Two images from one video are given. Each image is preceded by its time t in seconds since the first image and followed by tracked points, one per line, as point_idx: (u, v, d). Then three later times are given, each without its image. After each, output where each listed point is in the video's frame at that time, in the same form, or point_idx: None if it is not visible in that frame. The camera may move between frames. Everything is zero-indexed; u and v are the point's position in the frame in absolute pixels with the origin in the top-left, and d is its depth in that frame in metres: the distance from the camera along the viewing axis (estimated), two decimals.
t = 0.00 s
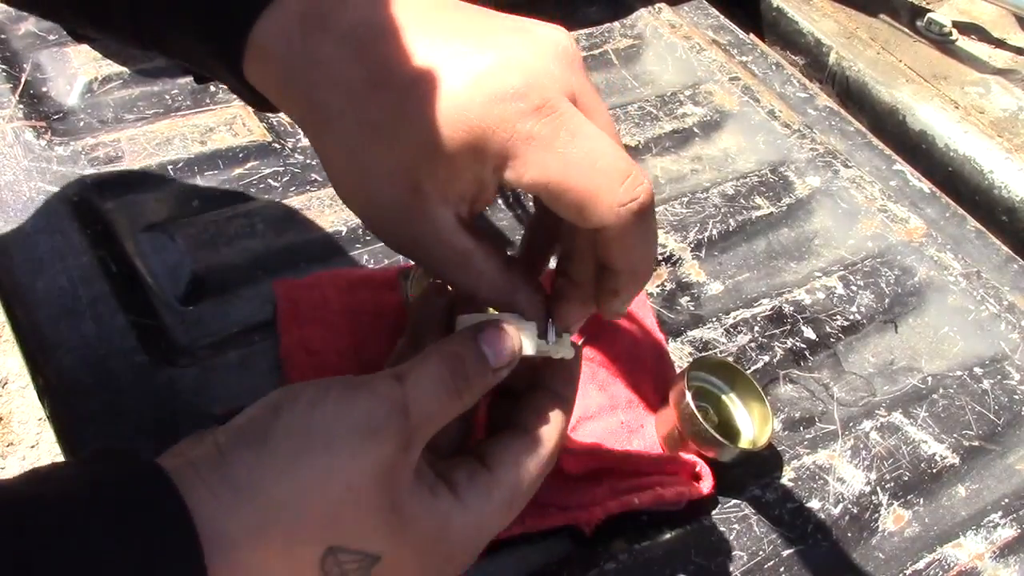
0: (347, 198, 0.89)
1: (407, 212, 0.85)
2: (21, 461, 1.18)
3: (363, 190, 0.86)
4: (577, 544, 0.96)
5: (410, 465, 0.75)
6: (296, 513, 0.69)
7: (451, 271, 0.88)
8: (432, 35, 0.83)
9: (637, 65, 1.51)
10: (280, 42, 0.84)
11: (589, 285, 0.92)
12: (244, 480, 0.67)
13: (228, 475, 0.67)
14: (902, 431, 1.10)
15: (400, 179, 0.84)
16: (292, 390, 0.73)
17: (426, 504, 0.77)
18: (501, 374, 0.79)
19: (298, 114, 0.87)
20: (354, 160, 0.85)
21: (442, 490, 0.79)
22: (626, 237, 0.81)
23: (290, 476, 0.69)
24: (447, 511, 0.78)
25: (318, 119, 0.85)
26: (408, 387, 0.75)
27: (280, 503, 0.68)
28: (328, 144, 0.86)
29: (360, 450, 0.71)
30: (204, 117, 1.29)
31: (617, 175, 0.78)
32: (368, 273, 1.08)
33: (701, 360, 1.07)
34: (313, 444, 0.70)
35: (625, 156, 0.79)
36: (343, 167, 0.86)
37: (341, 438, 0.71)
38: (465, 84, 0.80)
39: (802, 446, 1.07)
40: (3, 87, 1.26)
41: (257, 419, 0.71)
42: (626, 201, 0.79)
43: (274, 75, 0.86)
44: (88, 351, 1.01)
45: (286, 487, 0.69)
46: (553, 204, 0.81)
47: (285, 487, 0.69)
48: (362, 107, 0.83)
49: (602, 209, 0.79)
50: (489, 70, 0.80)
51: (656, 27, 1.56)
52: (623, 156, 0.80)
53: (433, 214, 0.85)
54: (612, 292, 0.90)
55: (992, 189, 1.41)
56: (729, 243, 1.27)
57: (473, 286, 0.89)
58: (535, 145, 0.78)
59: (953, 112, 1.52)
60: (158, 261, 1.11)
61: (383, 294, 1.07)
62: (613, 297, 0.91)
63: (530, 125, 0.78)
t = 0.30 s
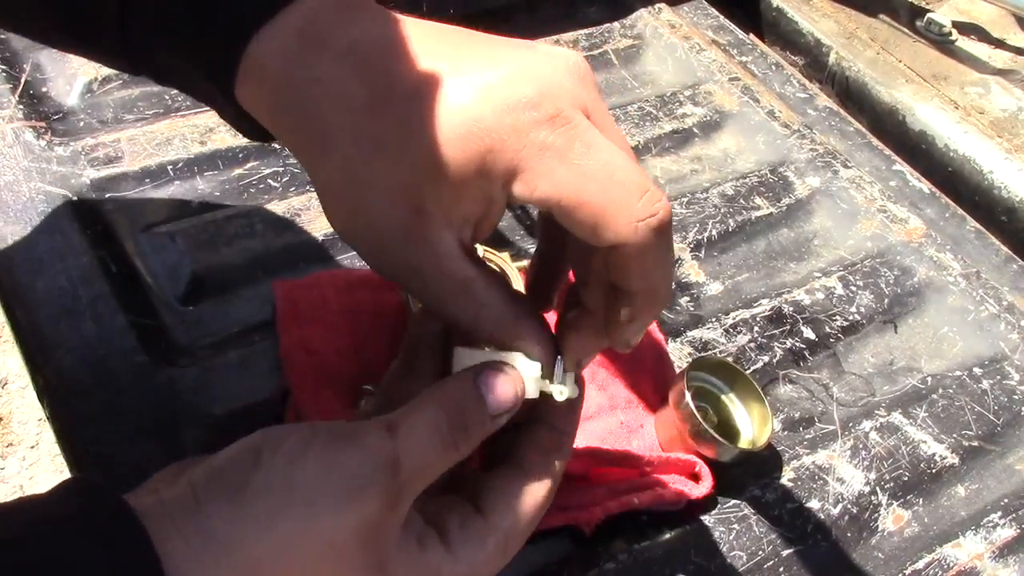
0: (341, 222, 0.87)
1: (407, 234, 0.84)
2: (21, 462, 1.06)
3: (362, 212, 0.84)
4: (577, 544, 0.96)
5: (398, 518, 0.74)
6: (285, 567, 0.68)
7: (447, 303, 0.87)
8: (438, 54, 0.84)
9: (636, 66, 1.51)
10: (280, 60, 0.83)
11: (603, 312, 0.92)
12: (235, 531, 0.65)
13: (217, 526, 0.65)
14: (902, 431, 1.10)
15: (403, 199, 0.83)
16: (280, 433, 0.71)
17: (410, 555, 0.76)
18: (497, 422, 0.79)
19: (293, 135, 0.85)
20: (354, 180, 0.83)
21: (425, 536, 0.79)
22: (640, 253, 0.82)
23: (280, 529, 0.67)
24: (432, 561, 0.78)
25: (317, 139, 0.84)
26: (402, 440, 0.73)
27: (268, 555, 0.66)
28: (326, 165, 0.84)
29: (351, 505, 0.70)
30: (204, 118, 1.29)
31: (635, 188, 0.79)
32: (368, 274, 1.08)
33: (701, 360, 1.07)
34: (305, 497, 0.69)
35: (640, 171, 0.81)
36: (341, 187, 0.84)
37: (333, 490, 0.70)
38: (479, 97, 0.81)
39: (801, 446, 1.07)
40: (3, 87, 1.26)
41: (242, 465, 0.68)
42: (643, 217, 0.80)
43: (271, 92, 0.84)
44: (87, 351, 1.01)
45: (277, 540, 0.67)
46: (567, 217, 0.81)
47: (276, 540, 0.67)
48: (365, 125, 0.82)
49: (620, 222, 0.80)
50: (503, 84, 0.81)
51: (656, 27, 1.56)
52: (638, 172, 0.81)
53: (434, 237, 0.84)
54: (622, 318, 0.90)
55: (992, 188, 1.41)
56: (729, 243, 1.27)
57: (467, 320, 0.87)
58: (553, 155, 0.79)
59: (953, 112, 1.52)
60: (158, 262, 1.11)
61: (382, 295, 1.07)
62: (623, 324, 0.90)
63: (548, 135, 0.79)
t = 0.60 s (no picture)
0: (348, 213, 0.85)
1: (418, 220, 0.82)
2: (20, 462, 1.13)
3: (371, 197, 0.82)
4: (577, 544, 0.96)
5: (393, 494, 0.76)
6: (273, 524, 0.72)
7: (456, 293, 0.85)
8: (452, 48, 0.85)
9: (636, 65, 1.51)
10: (293, 45, 0.82)
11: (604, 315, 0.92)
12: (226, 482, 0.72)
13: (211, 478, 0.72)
14: (902, 431, 1.10)
15: (416, 183, 0.81)
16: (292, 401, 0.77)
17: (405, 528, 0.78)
18: (507, 423, 0.79)
19: (303, 123, 0.84)
20: (366, 165, 0.82)
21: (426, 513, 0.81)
22: (647, 258, 0.84)
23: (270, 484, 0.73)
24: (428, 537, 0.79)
25: (329, 124, 0.82)
26: (407, 413, 0.76)
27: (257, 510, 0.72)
28: (336, 149, 0.83)
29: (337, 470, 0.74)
30: (204, 117, 1.29)
31: (648, 188, 0.81)
32: (368, 273, 1.08)
33: (701, 360, 1.07)
34: (296, 455, 0.74)
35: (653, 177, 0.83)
36: (351, 173, 0.83)
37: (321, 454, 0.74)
38: (498, 86, 0.81)
39: (801, 446, 1.07)
40: (3, 87, 1.26)
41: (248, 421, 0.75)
42: (652, 219, 0.81)
43: (284, 76, 0.83)
44: (87, 351, 1.01)
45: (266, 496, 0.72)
46: (578, 214, 0.82)
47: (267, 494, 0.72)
48: (380, 109, 0.81)
49: (632, 219, 0.81)
50: (523, 74, 0.82)
51: (656, 27, 1.56)
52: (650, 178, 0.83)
53: (446, 222, 0.82)
54: (618, 320, 0.89)
55: (992, 188, 1.41)
56: (729, 243, 1.27)
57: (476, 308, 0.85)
58: (575, 146, 0.80)
59: (953, 112, 1.52)
60: (158, 262, 1.11)
61: (382, 295, 1.07)
62: (619, 325, 0.89)
63: (572, 125, 0.80)
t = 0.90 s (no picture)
0: (356, 210, 0.85)
1: (430, 211, 0.82)
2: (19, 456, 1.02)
3: (383, 188, 0.82)
4: (577, 543, 0.96)
5: (387, 476, 0.76)
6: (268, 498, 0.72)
7: (463, 288, 0.84)
8: (454, 50, 0.88)
9: (636, 65, 1.51)
10: (304, 40, 0.83)
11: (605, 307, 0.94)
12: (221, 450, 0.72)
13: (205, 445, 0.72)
14: (902, 431, 1.10)
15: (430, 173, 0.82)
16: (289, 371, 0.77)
17: (396, 514, 0.78)
18: (511, 421, 0.78)
19: (309, 122, 0.85)
20: (378, 158, 0.82)
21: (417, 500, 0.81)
22: (654, 248, 0.87)
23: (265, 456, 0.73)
24: (418, 527, 0.79)
25: (339, 119, 0.83)
26: (407, 398, 0.76)
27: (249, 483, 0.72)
28: (347, 141, 0.83)
29: (333, 446, 0.74)
30: (204, 117, 1.29)
31: (656, 179, 0.86)
32: (367, 272, 1.08)
33: (701, 360, 1.07)
34: (293, 427, 0.74)
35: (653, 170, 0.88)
36: (362, 166, 0.82)
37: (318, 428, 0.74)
38: (512, 81, 0.85)
39: (802, 446, 1.07)
40: (3, 87, 1.26)
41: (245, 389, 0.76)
42: (660, 208, 0.85)
43: (292, 73, 0.83)
44: (88, 350, 1.01)
45: (260, 468, 0.72)
46: (589, 203, 0.85)
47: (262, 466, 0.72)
48: (393, 101, 0.82)
49: (642, 208, 0.85)
50: (531, 72, 0.86)
51: (656, 27, 1.56)
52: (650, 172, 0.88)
53: (458, 212, 0.83)
54: (622, 312, 0.91)
55: (992, 188, 1.41)
56: (729, 243, 1.27)
57: (483, 304, 0.84)
58: (588, 136, 0.84)
59: (952, 112, 1.53)
60: (158, 261, 1.11)
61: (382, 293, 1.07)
62: (622, 317, 0.91)
63: (585, 115, 0.85)
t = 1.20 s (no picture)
0: (344, 222, 0.83)
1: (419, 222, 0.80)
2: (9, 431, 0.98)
3: (370, 204, 0.80)
4: (576, 543, 0.96)
5: (381, 511, 0.77)
6: (270, 532, 0.72)
7: (456, 308, 0.82)
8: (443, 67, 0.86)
9: (636, 66, 1.51)
10: (291, 59, 0.83)
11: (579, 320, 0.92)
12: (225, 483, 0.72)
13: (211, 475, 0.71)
14: (902, 431, 1.10)
15: (418, 189, 0.80)
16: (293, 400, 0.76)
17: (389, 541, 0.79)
18: (502, 458, 0.79)
19: (299, 136, 0.84)
20: (367, 167, 0.80)
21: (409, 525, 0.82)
22: (634, 271, 0.84)
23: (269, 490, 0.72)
24: (409, 549, 0.80)
25: (328, 131, 0.82)
26: (409, 441, 0.76)
27: (251, 518, 0.72)
28: (334, 156, 0.81)
29: (332, 486, 0.74)
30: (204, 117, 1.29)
31: (636, 202, 0.82)
32: (368, 273, 1.08)
33: (701, 360, 1.07)
34: (299, 467, 0.73)
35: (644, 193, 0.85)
36: (349, 182, 0.81)
37: (325, 467, 0.74)
38: (497, 95, 0.83)
39: (802, 446, 1.07)
40: (3, 87, 1.26)
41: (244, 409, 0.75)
42: (637, 232, 0.82)
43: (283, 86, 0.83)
44: (89, 350, 1.01)
45: (261, 503, 0.72)
46: (572, 221, 0.82)
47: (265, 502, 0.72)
48: (380, 116, 0.81)
49: (620, 229, 0.81)
50: (521, 88, 0.84)
51: (656, 27, 1.56)
52: (641, 194, 0.85)
53: (449, 224, 0.80)
54: (589, 330, 0.88)
55: (992, 188, 1.41)
56: (729, 243, 1.27)
57: (479, 321, 0.82)
58: (576, 154, 0.81)
59: (952, 112, 1.53)
60: (158, 261, 1.11)
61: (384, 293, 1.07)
62: (587, 334, 0.88)
63: (575, 133, 0.82)
